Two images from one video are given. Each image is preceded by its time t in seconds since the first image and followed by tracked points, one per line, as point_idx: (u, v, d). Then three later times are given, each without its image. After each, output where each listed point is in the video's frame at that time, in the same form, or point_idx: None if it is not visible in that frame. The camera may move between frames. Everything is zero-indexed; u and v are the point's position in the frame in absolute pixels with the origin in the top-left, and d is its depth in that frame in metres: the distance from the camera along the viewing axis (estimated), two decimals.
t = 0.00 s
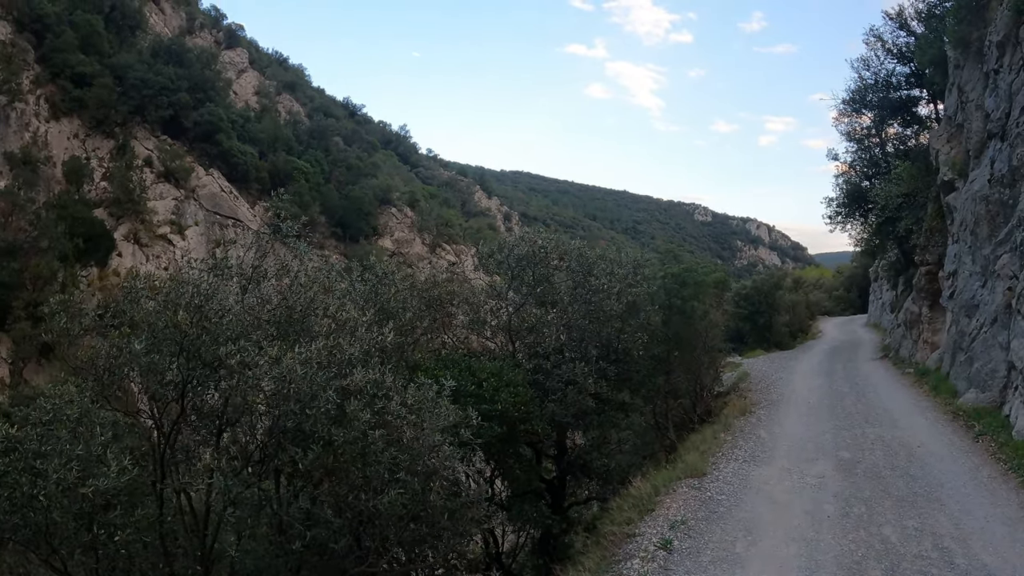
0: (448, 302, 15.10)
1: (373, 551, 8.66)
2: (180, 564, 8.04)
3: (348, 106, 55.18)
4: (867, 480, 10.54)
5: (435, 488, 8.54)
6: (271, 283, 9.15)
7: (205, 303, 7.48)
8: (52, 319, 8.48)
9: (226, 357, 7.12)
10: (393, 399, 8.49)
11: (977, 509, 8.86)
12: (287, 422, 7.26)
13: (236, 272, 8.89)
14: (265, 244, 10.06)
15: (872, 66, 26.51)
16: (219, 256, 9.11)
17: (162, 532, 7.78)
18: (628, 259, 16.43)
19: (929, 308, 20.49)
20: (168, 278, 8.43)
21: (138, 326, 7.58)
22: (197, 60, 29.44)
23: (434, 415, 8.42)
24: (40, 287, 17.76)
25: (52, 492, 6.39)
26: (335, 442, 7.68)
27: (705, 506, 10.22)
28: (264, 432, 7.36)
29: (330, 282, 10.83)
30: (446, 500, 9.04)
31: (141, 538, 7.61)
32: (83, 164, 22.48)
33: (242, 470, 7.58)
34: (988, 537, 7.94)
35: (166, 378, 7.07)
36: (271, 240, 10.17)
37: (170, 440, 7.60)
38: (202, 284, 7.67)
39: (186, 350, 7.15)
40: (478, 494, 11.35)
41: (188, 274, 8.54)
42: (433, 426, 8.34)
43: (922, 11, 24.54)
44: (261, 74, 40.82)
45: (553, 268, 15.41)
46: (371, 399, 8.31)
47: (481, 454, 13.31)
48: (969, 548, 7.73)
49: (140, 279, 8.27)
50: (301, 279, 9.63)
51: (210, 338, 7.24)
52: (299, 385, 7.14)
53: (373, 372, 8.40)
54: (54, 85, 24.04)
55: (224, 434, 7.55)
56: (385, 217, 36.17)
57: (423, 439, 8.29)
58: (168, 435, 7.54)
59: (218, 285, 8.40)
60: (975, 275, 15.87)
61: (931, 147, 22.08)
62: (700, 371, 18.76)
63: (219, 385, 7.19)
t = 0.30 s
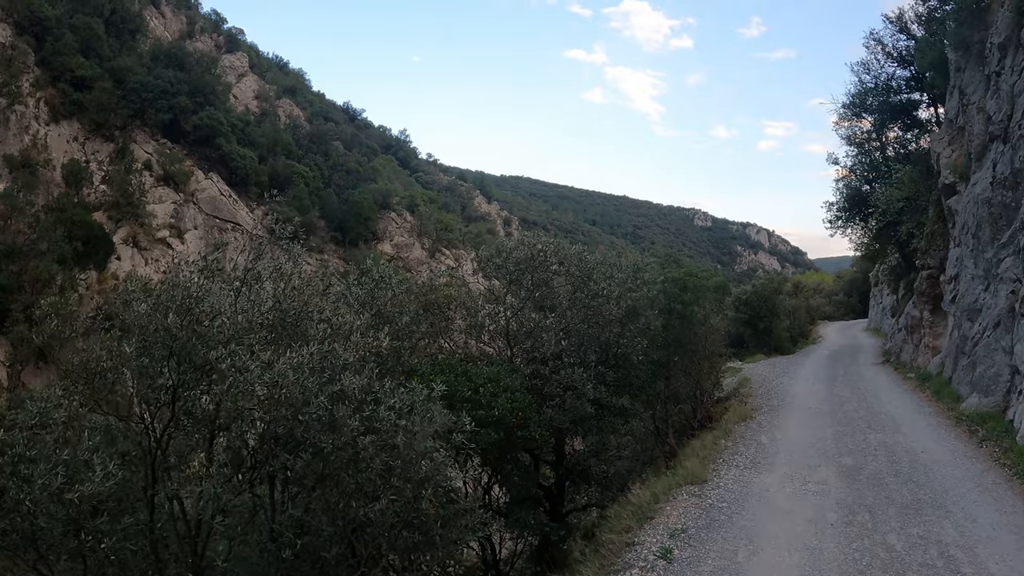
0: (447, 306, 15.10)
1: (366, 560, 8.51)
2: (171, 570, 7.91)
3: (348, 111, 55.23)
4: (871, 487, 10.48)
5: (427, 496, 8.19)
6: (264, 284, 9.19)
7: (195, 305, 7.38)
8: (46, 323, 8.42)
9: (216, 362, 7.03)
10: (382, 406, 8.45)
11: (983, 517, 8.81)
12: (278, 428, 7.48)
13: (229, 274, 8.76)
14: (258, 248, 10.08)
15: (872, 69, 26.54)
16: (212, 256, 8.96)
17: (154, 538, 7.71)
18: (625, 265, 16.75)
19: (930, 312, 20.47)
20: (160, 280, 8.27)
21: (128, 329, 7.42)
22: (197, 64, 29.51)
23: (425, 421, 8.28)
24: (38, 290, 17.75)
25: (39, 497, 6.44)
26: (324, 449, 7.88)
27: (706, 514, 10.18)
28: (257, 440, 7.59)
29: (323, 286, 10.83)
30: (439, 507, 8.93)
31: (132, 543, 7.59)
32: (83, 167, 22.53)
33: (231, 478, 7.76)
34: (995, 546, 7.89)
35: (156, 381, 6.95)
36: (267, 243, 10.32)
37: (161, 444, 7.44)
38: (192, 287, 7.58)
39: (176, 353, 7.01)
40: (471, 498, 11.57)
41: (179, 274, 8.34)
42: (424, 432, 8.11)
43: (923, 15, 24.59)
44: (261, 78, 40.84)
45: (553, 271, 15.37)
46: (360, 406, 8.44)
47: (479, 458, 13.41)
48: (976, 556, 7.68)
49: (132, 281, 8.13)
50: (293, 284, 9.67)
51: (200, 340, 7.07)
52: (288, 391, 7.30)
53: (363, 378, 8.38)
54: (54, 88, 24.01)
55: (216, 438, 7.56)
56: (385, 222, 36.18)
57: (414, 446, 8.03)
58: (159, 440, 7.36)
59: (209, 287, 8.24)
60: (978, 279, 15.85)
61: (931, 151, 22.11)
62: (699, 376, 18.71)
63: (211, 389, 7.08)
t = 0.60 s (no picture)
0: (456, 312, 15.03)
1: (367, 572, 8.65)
2: None
3: (357, 119, 55.41)
4: (891, 496, 10.29)
5: (429, 509, 8.35)
6: (265, 291, 9.37)
7: (191, 310, 7.21)
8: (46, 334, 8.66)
9: (211, 369, 7.01)
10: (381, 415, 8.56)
11: (1008, 526, 8.63)
12: (274, 438, 7.46)
13: (228, 281, 9.14)
14: (258, 254, 10.30)
15: (882, 70, 26.36)
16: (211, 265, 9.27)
17: (153, 549, 7.61)
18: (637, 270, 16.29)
19: (945, 314, 20.19)
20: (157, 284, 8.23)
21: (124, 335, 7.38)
22: (207, 72, 29.71)
23: (427, 432, 8.43)
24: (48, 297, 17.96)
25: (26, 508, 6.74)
26: (321, 460, 7.93)
27: (722, 525, 10.05)
28: (254, 450, 7.43)
29: (328, 293, 11.01)
30: (443, 515, 9.03)
31: (128, 553, 7.64)
32: (92, 175, 22.86)
33: (227, 491, 7.73)
34: (1020, 556, 7.71)
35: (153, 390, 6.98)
36: (268, 248, 10.54)
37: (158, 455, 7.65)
38: (189, 289, 7.42)
39: (171, 360, 6.98)
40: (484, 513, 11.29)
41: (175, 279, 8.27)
42: (426, 444, 8.31)
43: (932, 13, 24.48)
44: (270, 86, 41.05)
45: (562, 276, 15.26)
46: (359, 416, 8.51)
47: (486, 467, 13.49)
48: (1001, 568, 7.50)
49: (129, 287, 8.09)
50: (293, 293, 9.88)
51: (194, 348, 7.06)
52: (286, 401, 7.32)
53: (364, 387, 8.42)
54: (64, 97, 24.22)
55: (216, 449, 7.59)
56: (394, 229, 36.22)
57: (416, 459, 8.19)
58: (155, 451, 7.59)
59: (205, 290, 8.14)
60: (995, 280, 15.64)
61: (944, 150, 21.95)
62: (712, 382, 18.51)
63: (207, 398, 7.07)
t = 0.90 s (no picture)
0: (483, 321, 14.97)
1: None
2: None
3: (387, 128, 55.86)
4: (934, 507, 9.89)
5: (455, 527, 8.58)
6: (289, 304, 9.55)
7: (211, 322, 7.42)
8: (72, 349, 8.76)
9: (230, 382, 7.23)
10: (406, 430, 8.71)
11: None
12: (294, 452, 7.32)
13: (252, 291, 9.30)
14: (280, 263, 10.25)
15: (913, 65, 25.68)
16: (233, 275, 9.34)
17: (175, 564, 7.76)
18: (671, 273, 15.87)
19: (985, 315, 19.48)
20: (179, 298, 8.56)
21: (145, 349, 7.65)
22: (236, 86, 30.14)
23: (453, 447, 8.64)
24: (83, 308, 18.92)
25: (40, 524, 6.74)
26: (345, 474, 7.80)
27: (760, 540, 9.75)
28: (275, 465, 7.40)
29: (353, 303, 10.99)
30: (466, 530, 9.33)
31: (149, 567, 7.74)
32: (126, 189, 23.33)
33: (248, 505, 7.63)
34: None
35: (173, 402, 7.22)
36: (291, 257, 10.54)
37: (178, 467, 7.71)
38: (210, 302, 7.61)
39: (191, 374, 7.19)
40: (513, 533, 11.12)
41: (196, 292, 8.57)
42: (451, 459, 8.56)
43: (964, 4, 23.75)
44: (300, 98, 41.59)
45: (593, 282, 15.10)
46: (382, 430, 8.48)
47: (516, 480, 13.16)
48: None
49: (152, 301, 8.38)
50: (317, 304, 9.81)
51: (213, 361, 7.31)
52: (303, 414, 7.12)
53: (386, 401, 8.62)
54: (96, 113, 24.88)
55: (239, 464, 7.61)
56: (425, 238, 36.39)
57: (442, 473, 8.43)
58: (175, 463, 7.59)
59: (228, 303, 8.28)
60: None
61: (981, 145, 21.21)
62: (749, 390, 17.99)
63: (224, 412, 7.28)
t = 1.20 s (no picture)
0: (532, 325, 15.13)
1: None
2: None
3: (438, 135, 56.40)
4: (999, 518, 9.27)
5: (501, 535, 8.22)
6: (335, 311, 9.48)
7: (259, 328, 7.47)
8: (124, 357, 9.22)
9: (275, 388, 7.26)
10: (453, 437, 8.74)
11: None
12: (339, 456, 7.50)
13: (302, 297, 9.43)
14: (328, 270, 10.34)
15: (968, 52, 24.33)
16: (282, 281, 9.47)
17: (221, 567, 7.79)
18: (724, 274, 15.44)
19: None
20: (229, 304, 8.68)
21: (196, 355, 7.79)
22: (287, 97, 30.89)
23: (502, 455, 8.43)
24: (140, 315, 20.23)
25: (85, 525, 6.97)
26: (391, 480, 8.07)
27: (816, 552, 9.31)
28: (320, 471, 7.63)
29: (401, 308, 10.93)
30: (515, 541, 9.04)
31: (193, 568, 7.87)
32: (182, 200, 24.21)
33: (295, 509, 7.86)
34: None
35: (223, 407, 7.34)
36: (339, 262, 10.52)
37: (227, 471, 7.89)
38: (258, 307, 7.66)
39: (239, 379, 7.29)
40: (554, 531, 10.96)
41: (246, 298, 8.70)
42: (499, 468, 8.37)
43: None
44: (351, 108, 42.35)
45: (645, 283, 14.77)
46: (428, 437, 8.61)
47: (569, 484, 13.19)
48: None
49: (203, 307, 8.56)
50: (364, 310, 9.78)
51: (261, 366, 7.37)
52: (347, 418, 7.34)
53: (433, 407, 8.69)
54: (151, 126, 25.80)
55: (287, 468, 7.79)
56: (478, 243, 36.57)
57: (488, 481, 8.28)
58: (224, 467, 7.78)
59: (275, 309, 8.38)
60: None
61: None
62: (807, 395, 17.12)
63: (271, 416, 7.36)
